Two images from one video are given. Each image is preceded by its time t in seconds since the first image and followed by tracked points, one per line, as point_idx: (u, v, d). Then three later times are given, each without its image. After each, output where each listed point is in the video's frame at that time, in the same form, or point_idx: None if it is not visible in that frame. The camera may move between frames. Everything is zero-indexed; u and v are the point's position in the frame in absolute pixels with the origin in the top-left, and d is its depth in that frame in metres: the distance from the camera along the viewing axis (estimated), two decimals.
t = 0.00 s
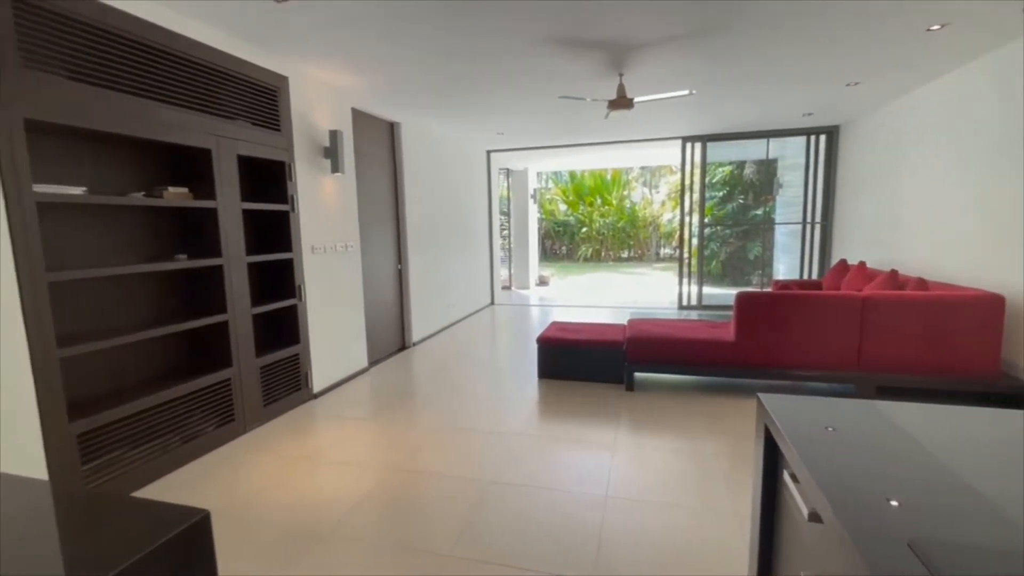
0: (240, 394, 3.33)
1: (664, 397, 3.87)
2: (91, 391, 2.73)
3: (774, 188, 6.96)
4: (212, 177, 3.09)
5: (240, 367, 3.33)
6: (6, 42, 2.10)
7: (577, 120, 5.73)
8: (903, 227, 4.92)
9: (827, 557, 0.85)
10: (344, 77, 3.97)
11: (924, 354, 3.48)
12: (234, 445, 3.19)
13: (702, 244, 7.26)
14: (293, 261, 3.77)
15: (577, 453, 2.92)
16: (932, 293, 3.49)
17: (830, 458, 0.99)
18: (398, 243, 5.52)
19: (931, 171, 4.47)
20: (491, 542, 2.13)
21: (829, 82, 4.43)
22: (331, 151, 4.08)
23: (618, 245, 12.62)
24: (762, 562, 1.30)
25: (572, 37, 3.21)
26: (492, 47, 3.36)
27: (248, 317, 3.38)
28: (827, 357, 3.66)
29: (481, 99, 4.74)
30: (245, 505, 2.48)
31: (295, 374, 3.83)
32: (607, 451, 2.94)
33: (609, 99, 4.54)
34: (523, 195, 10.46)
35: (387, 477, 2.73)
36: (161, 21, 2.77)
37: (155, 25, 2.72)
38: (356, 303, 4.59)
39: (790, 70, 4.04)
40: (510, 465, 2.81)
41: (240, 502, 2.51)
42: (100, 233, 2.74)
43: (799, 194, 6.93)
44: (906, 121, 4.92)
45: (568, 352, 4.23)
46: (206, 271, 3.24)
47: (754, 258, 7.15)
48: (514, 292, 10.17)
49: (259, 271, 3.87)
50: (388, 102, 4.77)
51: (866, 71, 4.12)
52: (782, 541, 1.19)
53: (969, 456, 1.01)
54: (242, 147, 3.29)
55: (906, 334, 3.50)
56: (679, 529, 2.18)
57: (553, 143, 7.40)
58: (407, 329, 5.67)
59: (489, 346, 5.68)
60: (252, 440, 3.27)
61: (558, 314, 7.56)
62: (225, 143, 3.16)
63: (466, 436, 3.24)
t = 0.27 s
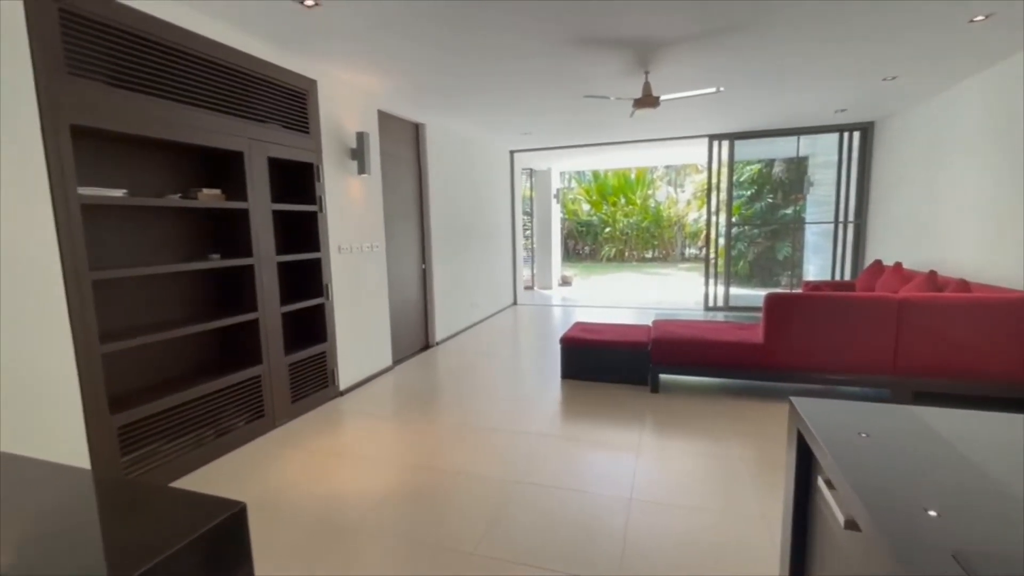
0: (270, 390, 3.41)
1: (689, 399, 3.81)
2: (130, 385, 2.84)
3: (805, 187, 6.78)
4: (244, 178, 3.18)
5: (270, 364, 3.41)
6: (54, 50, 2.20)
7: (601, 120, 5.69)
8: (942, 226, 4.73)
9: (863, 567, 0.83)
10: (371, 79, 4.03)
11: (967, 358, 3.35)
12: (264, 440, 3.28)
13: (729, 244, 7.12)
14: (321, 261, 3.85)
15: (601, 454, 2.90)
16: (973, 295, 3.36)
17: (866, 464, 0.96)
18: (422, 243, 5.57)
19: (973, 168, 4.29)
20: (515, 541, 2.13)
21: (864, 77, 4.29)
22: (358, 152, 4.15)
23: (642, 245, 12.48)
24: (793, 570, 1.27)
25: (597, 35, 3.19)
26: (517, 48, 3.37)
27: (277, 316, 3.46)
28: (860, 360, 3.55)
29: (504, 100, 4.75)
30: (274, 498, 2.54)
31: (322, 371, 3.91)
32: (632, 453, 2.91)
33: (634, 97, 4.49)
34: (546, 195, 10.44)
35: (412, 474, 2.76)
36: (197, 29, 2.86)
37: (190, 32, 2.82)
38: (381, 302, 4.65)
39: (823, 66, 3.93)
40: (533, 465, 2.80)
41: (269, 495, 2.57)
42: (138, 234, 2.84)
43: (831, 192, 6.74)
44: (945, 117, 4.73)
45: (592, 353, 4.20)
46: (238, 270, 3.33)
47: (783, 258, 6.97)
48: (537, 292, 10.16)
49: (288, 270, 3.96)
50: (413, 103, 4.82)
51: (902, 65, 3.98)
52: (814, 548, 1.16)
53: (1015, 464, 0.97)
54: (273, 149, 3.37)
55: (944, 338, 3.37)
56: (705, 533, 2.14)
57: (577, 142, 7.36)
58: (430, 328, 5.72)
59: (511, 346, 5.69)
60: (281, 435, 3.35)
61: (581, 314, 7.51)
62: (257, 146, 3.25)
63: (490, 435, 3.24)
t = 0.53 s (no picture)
0: (299, 387, 3.49)
1: (716, 403, 3.74)
2: (167, 380, 2.94)
3: (838, 185, 6.58)
4: (275, 180, 3.26)
5: (299, 361, 3.49)
6: (100, 59, 2.30)
7: (627, 118, 5.64)
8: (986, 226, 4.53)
9: None
10: (398, 81, 4.09)
11: (1012, 363, 3.21)
12: (293, 435, 3.35)
13: (758, 244, 6.97)
14: (348, 261, 3.92)
15: (625, 456, 2.88)
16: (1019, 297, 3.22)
17: (907, 473, 0.93)
18: (447, 243, 5.62)
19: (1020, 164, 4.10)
20: (539, 541, 2.14)
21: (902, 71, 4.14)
22: (385, 154, 4.21)
23: (667, 245, 12.31)
24: None
25: (624, 33, 3.16)
26: (543, 48, 3.37)
27: (306, 314, 3.54)
28: (897, 365, 3.43)
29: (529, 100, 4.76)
30: (303, 493, 2.60)
31: (349, 369, 3.98)
32: (657, 455, 2.87)
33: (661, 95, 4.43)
34: (570, 194, 10.39)
35: (438, 471, 2.79)
36: (232, 35, 2.94)
37: (225, 38, 2.90)
38: (407, 301, 4.71)
39: (859, 61, 3.81)
40: (557, 465, 2.80)
41: (298, 489, 2.63)
42: (176, 234, 2.95)
43: (866, 191, 6.53)
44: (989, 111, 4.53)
45: (616, 353, 4.17)
46: (270, 270, 3.42)
47: (814, 259, 6.78)
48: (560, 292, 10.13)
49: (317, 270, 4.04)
50: (439, 105, 4.87)
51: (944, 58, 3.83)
52: (851, 557, 1.13)
53: None
54: (303, 152, 3.45)
55: (987, 342, 3.24)
56: (733, 539, 2.11)
57: (601, 142, 7.31)
58: (454, 328, 5.76)
59: (535, 346, 5.68)
60: (310, 431, 3.42)
61: (605, 314, 7.46)
62: (287, 149, 3.33)
63: (514, 435, 3.25)
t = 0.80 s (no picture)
0: (327, 384, 3.56)
1: (745, 406, 3.66)
2: (203, 375, 3.04)
3: (875, 183, 6.36)
4: (306, 181, 3.34)
5: (327, 359, 3.56)
6: (142, 65, 2.40)
7: (654, 117, 5.57)
8: None
9: None
10: (425, 83, 4.14)
11: None
12: (321, 431, 3.43)
13: (789, 244, 6.79)
14: (376, 260, 3.98)
15: (651, 458, 2.85)
16: None
17: (950, 483, 0.89)
18: (472, 243, 5.66)
19: None
20: (563, 541, 2.14)
21: (945, 65, 3.98)
22: (412, 155, 4.27)
23: (694, 246, 12.12)
24: None
25: (653, 31, 3.12)
26: (570, 47, 3.35)
27: (335, 312, 3.61)
28: (937, 370, 3.30)
29: (555, 99, 4.75)
30: (331, 488, 2.65)
31: (376, 367, 4.05)
32: (683, 458, 2.84)
33: (689, 93, 4.36)
34: (595, 194, 10.32)
35: (462, 469, 2.82)
36: (266, 40, 3.02)
37: (260, 44, 2.99)
38: (432, 300, 4.76)
39: (899, 54, 3.67)
40: (581, 466, 2.79)
41: (326, 484, 2.69)
42: (211, 234, 3.05)
43: (905, 189, 6.30)
44: None
45: (642, 355, 4.13)
46: (300, 269, 3.50)
47: (848, 260, 6.58)
48: (584, 292, 10.08)
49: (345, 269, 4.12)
50: (465, 105, 4.90)
51: (991, 50, 3.66)
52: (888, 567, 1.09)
53: None
54: (332, 153, 3.51)
55: None
56: (762, 545, 2.06)
57: (627, 141, 7.24)
58: (479, 327, 5.79)
59: (559, 347, 5.67)
60: (337, 427, 3.49)
61: (630, 315, 7.39)
62: (318, 150, 3.40)
63: (538, 435, 3.25)
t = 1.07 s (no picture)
0: (355, 381, 3.63)
1: (776, 410, 3.57)
2: (237, 370, 3.14)
3: (915, 181, 6.12)
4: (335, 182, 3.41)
5: (355, 356, 3.63)
6: (182, 71, 2.49)
7: (682, 115, 5.49)
8: None
9: None
10: (452, 84, 4.18)
11: None
12: (349, 427, 3.50)
13: (822, 245, 6.60)
14: (403, 260, 4.04)
15: (677, 461, 2.81)
16: None
17: (998, 495, 0.85)
18: (497, 243, 5.68)
19: None
20: (586, 542, 2.13)
21: (992, 56, 3.80)
22: (438, 155, 4.31)
23: (722, 246, 11.88)
24: None
25: (681, 27, 3.07)
26: (597, 46, 3.33)
27: (362, 311, 3.67)
28: (981, 377, 3.16)
29: (581, 98, 4.73)
30: (358, 484, 2.70)
31: (402, 365, 4.10)
32: (710, 462, 2.79)
33: (718, 91, 4.28)
34: (620, 193, 10.22)
35: (486, 468, 2.83)
36: (298, 44, 3.10)
37: (292, 48, 3.07)
38: (457, 300, 4.80)
39: (941, 47, 3.53)
40: (605, 467, 2.78)
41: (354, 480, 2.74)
42: (245, 234, 3.14)
43: (948, 188, 6.04)
44: None
45: (668, 356, 4.07)
46: (329, 268, 3.58)
47: (885, 261, 6.35)
48: (609, 293, 10.00)
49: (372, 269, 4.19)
50: (491, 106, 4.92)
51: None
52: None
53: None
54: (361, 154, 3.58)
55: None
56: (793, 552, 2.01)
57: (654, 140, 7.15)
58: (503, 327, 5.81)
59: (583, 347, 5.64)
60: (364, 424, 3.55)
61: (655, 316, 7.30)
62: (347, 152, 3.47)
63: (561, 435, 3.25)
